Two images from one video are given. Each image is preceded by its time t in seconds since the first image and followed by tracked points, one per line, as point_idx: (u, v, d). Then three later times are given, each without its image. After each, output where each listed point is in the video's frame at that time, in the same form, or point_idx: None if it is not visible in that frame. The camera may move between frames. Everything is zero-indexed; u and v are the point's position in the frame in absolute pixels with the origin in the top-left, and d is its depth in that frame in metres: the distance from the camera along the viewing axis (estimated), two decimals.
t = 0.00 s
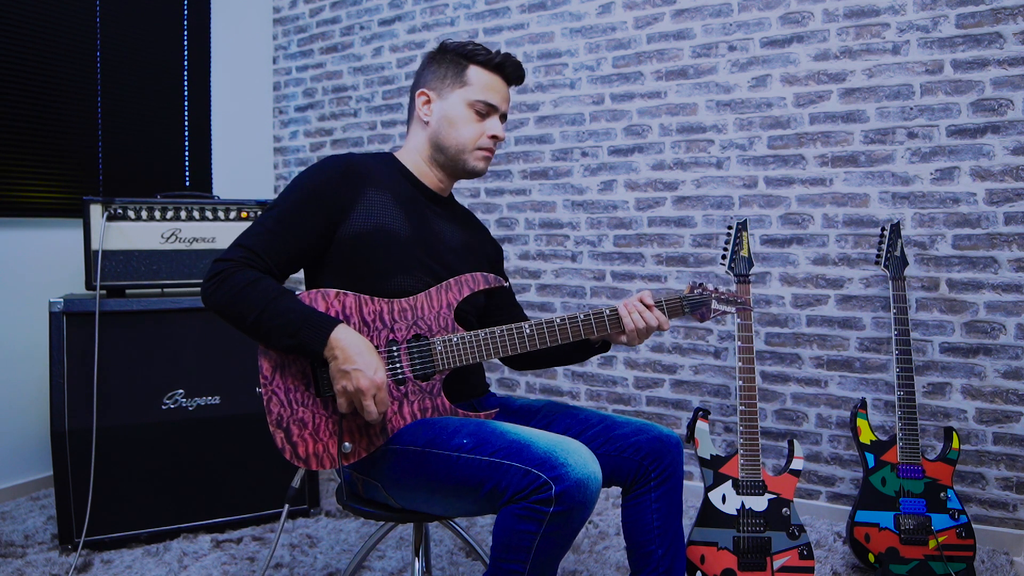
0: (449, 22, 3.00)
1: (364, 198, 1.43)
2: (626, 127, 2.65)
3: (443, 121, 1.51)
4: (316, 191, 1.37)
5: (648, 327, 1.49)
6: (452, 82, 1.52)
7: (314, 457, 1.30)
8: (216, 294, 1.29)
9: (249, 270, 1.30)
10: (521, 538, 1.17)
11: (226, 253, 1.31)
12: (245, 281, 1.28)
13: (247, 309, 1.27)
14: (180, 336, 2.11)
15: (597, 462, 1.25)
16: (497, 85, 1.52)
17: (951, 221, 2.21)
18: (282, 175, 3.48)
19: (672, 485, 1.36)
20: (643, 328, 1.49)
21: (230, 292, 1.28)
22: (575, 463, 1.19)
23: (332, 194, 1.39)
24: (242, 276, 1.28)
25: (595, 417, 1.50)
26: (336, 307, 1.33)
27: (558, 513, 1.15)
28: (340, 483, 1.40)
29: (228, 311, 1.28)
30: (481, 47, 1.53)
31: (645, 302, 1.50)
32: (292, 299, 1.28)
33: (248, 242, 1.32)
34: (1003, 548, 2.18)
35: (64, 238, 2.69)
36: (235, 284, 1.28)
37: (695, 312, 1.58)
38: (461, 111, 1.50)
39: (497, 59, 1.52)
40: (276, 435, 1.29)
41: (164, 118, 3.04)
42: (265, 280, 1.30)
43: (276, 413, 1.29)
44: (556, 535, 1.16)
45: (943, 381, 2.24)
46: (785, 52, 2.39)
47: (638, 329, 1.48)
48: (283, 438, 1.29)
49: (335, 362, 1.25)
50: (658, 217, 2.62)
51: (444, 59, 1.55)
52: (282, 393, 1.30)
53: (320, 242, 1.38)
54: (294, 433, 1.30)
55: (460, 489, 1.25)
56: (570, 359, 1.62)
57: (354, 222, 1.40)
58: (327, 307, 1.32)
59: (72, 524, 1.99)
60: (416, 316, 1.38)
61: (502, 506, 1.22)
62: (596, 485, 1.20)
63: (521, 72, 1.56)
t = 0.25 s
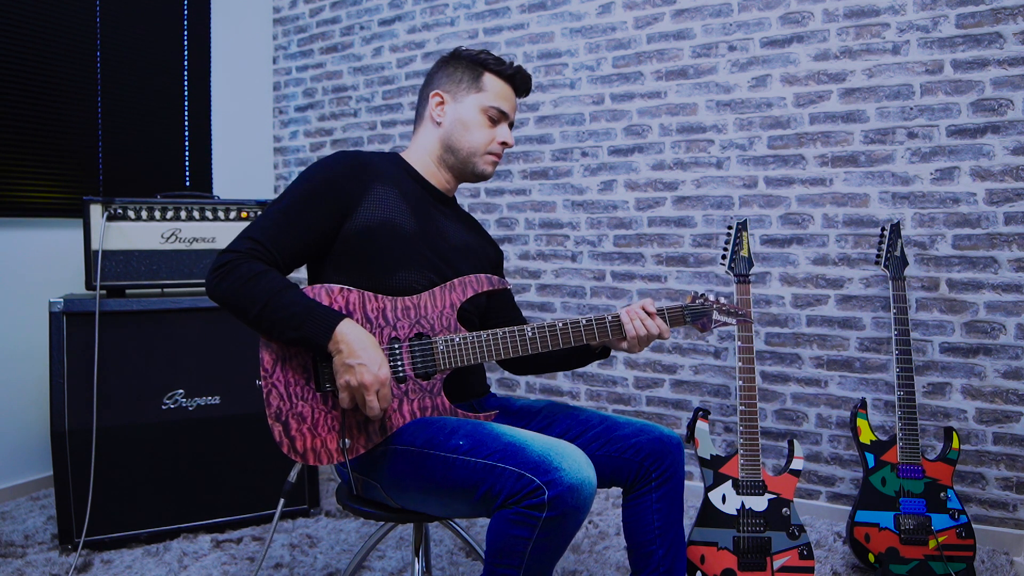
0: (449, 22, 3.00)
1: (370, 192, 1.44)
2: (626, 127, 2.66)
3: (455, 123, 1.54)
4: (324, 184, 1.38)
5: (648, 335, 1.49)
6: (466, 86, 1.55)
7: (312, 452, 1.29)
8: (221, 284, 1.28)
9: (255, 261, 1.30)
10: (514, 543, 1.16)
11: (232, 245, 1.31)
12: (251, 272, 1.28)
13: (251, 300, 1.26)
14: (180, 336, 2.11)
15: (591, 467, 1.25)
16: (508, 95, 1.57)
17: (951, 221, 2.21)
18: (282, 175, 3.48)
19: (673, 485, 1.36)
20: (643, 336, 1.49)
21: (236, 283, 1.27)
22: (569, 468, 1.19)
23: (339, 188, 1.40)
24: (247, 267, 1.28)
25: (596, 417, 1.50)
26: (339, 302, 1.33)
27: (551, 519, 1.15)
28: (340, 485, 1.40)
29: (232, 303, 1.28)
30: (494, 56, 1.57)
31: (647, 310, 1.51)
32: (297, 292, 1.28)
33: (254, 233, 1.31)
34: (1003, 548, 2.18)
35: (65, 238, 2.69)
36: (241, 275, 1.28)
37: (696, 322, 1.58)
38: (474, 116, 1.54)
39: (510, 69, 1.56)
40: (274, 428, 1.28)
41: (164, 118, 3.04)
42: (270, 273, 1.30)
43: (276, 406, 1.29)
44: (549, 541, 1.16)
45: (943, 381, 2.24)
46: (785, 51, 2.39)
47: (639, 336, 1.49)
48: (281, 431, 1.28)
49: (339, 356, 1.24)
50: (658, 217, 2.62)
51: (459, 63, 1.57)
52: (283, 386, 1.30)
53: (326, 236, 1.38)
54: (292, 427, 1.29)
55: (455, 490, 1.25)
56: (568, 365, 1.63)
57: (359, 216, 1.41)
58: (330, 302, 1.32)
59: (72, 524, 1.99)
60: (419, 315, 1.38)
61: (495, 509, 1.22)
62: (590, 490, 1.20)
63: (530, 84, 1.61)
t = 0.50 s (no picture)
0: (449, 22, 3.00)
1: (375, 189, 1.44)
2: (626, 127, 2.66)
3: (463, 128, 1.54)
4: (329, 180, 1.38)
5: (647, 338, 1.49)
6: (477, 93, 1.55)
7: (307, 444, 1.29)
8: (222, 276, 1.28)
9: (257, 254, 1.30)
10: (497, 540, 1.16)
11: (236, 237, 1.32)
12: (252, 265, 1.28)
13: (252, 292, 1.26)
14: (180, 336, 2.11)
15: (579, 465, 1.24)
16: (519, 104, 1.57)
17: (951, 221, 2.21)
18: (282, 175, 3.48)
19: (673, 485, 1.36)
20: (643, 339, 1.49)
21: (237, 275, 1.27)
22: (555, 464, 1.18)
23: (344, 184, 1.40)
24: (249, 259, 1.28)
25: (596, 417, 1.50)
26: (339, 295, 1.33)
27: (534, 516, 1.15)
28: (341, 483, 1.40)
29: (232, 295, 1.28)
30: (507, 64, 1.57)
31: (647, 312, 1.51)
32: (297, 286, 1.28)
33: (257, 227, 1.32)
34: (1003, 548, 2.18)
35: (65, 238, 2.69)
36: (242, 268, 1.28)
37: (695, 327, 1.58)
38: (483, 123, 1.54)
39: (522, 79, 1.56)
40: (270, 419, 1.28)
41: (164, 118, 3.04)
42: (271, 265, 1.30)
43: (272, 397, 1.29)
44: (531, 538, 1.16)
45: (943, 381, 2.24)
46: (785, 52, 2.39)
47: (638, 338, 1.49)
48: (277, 422, 1.28)
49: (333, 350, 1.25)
50: (658, 217, 2.62)
51: (473, 69, 1.57)
52: (280, 377, 1.30)
53: (330, 231, 1.38)
54: (288, 418, 1.29)
55: (441, 486, 1.25)
56: (568, 368, 1.63)
57: (363, 213, 1.41)
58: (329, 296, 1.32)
59: (72, 524, 1.99)
60: (418, 310, 1.38)
61: (480, 505, 1.21)
62: (574, 487, 1.19)
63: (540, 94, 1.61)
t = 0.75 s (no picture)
0: (449, 22, 3.00)
1: (378, 192, 1.44)
2: (626, 127, 2.66)
3: (468, 134, 1.54)
4: (334, 183, 1.38)
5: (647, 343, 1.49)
6: (485, 99, 1.54)
7: (305, 447, 1.29)
8: (223, 275, 1.28)
9: (258, 254, 1.30)
10: (487, 547, 1.16)
11: (238, 236, 1.31)
12: (253, 265, 1.28)
13: (253, 292, 1.26)
14: (180, 336, 2.11)
15: (572, 474, 1.23)
16: (526, 112, 1.55)
17: (951, 221, 2.21)
18: (282, 175, 3.48)
19: (673, 485, 1.37)
20: (644, 346, 1.49)
21: (238, 275, 1.27)
22: (545, 474, 1.18)
23: (347, 186, 1.40)
24: (251, 259, 1.28)
25: (596, 417, 1.50)
26: (339, 298, 1.33)
27: (523, 526, 1.14)
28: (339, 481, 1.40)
29: (234, 295, 1.28)
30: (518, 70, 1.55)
31: (648, 318, 1.50)
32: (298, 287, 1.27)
33: (260, 227, 1.32)
34: (1003, 548, 2.18)
35: (65, 238, 2.70)
36: (244, 268, 1.27)
37: (698, 332, 1.60)
38: (488, 130, 1.53)
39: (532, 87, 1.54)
40: (269, 421, 1.27)
41: (164, 118, 3.04)
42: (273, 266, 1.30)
43: (271, 399, 1.28)
44: (522, 547, 1.15)
45: (943, 381, 2.24)
46: (785, 52, 2.39)
47: (638, 344, 1.49)
48: (275, 425, 1.27)
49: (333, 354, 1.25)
50: (658, 217, 2.62)
51: (483, 73, 1.56)
52: (278, 379, 1.29)
53: (332, 234, 1.38)
54: (287, 421, 1.29)
55: (436, 492, 1.25)
56: (567, 371, 1.63)
57: (366, 215, 1.41)
58: (330, 298, 1.32)
59: (72, 524, 1.99)
60: (418, 313, 1.38)
61: (472, 511, 1.21)
62: (566, 498, 1.18)
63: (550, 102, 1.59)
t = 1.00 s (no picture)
0: (449, 22, 3.00)
1: (382, 198, 1.43)
2: (626, 127, 2.66)
3: (465, 144, 1.48)
4: (336, 187, 1.37)
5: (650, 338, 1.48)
6: (484, 106, 1.45)
7: (308, 455, 1.30)
8: (223, 279, 1.28)
9: (259, 260, 1.29)
10: (496, 552, 1.16)
11: (239, 238, 1.31)
12: (253, 271, 1.27)
13: (253, 299, 1.26)
14: (180, 337, 2.10)
15: (579, 477, 1.24)
16: (528, 119, 1.45)
17: (951, 221, 2.21)
18: (282, 175, 3.48)
19: (674, 486, 1.36)
20: (647, 342, 1.49)
21: (238, 280, 1.27)
22: (554, 478, 1.18)
23: (350, 192, 1.39)
24: (251, 265, 1.28)
25: (596, 418, 1.50)
26: (338, 303, 1.33)
27: (533, 530, 1.14)
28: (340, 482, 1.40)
29: (232, 300, 1.28)
30: (521, 73, 1.44)
31: (650, 314, 1.51)
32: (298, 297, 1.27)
33: (261, 231, 1.31)
34: (1003, 548, 2.18)
35: (65, 238, 2.69)
36: (244, 273, 1.27)
37: (700, 327, 1.58)
38: (484, 141, 1.46)
39: (534, 93, 1.43)
40: (270, 430, 1.28)
41: (164, 118, 3.04)
42: (273, 272, 1.30)
43: (272, 408, 1.29)
44: (530, 551, 1.15)
45: (943, 381, 2.24)
46: (785, 51, 2.39)
47: (640, 341, 1.48)
48: (277, 434, 1.28)
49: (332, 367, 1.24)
50: (658, 217, 2.62)
51: (485, 76, 1.46)
52: (279, 389, 1.30)
53: (334, 239, 1.38)
54: (288, 429, 1.29)
55: (441, 496, 1.25)
56: (568, 371, 1.62)
57: (368, 222, 1.40)
58: (329, 303, 1.32)
59: (71, 524, 1.99)
60: (418, 317, 1.38)
61: (479, 516, 1.21)
62: (574, 501, 1.18)
63: (560, 104, 1.47)
